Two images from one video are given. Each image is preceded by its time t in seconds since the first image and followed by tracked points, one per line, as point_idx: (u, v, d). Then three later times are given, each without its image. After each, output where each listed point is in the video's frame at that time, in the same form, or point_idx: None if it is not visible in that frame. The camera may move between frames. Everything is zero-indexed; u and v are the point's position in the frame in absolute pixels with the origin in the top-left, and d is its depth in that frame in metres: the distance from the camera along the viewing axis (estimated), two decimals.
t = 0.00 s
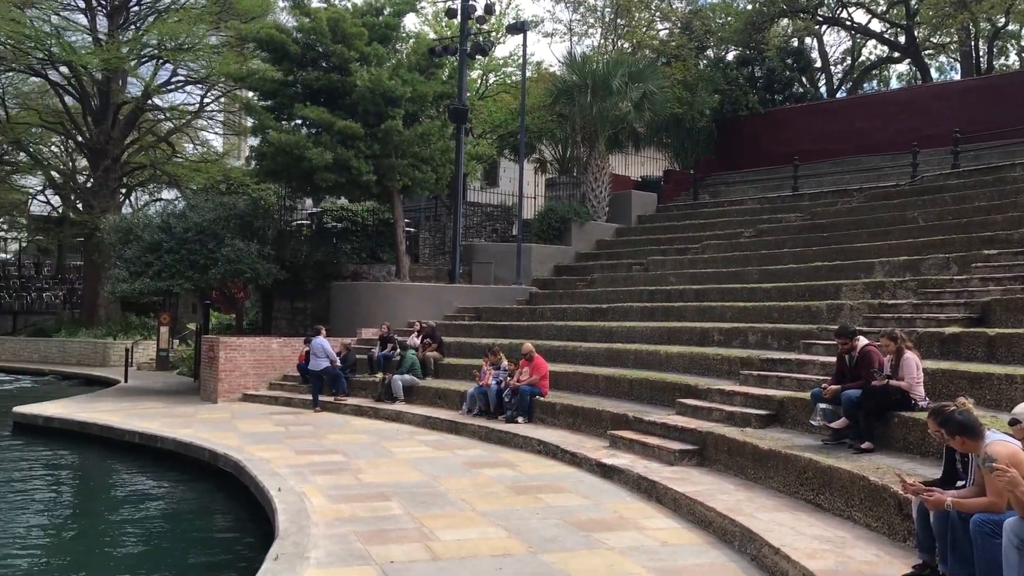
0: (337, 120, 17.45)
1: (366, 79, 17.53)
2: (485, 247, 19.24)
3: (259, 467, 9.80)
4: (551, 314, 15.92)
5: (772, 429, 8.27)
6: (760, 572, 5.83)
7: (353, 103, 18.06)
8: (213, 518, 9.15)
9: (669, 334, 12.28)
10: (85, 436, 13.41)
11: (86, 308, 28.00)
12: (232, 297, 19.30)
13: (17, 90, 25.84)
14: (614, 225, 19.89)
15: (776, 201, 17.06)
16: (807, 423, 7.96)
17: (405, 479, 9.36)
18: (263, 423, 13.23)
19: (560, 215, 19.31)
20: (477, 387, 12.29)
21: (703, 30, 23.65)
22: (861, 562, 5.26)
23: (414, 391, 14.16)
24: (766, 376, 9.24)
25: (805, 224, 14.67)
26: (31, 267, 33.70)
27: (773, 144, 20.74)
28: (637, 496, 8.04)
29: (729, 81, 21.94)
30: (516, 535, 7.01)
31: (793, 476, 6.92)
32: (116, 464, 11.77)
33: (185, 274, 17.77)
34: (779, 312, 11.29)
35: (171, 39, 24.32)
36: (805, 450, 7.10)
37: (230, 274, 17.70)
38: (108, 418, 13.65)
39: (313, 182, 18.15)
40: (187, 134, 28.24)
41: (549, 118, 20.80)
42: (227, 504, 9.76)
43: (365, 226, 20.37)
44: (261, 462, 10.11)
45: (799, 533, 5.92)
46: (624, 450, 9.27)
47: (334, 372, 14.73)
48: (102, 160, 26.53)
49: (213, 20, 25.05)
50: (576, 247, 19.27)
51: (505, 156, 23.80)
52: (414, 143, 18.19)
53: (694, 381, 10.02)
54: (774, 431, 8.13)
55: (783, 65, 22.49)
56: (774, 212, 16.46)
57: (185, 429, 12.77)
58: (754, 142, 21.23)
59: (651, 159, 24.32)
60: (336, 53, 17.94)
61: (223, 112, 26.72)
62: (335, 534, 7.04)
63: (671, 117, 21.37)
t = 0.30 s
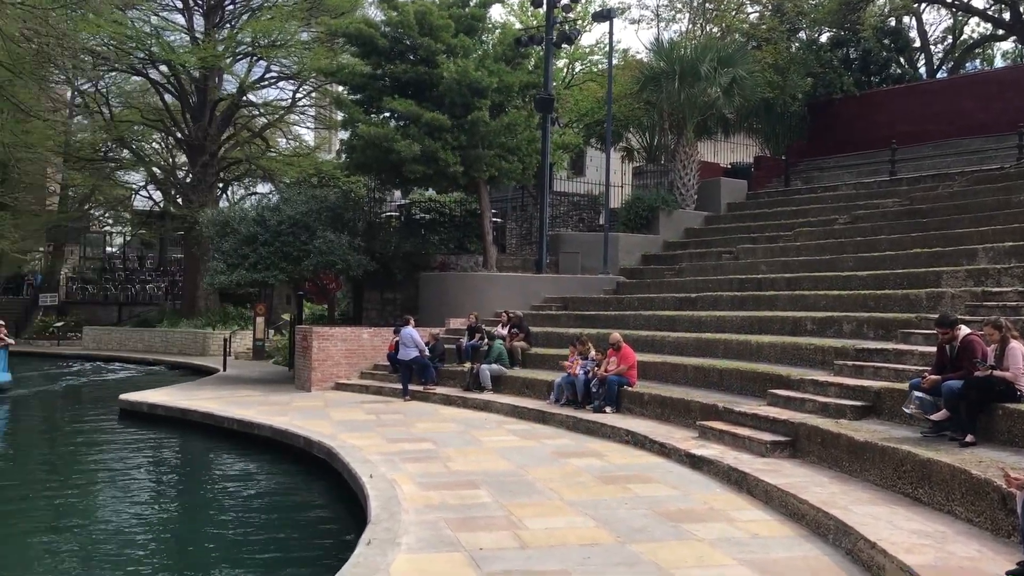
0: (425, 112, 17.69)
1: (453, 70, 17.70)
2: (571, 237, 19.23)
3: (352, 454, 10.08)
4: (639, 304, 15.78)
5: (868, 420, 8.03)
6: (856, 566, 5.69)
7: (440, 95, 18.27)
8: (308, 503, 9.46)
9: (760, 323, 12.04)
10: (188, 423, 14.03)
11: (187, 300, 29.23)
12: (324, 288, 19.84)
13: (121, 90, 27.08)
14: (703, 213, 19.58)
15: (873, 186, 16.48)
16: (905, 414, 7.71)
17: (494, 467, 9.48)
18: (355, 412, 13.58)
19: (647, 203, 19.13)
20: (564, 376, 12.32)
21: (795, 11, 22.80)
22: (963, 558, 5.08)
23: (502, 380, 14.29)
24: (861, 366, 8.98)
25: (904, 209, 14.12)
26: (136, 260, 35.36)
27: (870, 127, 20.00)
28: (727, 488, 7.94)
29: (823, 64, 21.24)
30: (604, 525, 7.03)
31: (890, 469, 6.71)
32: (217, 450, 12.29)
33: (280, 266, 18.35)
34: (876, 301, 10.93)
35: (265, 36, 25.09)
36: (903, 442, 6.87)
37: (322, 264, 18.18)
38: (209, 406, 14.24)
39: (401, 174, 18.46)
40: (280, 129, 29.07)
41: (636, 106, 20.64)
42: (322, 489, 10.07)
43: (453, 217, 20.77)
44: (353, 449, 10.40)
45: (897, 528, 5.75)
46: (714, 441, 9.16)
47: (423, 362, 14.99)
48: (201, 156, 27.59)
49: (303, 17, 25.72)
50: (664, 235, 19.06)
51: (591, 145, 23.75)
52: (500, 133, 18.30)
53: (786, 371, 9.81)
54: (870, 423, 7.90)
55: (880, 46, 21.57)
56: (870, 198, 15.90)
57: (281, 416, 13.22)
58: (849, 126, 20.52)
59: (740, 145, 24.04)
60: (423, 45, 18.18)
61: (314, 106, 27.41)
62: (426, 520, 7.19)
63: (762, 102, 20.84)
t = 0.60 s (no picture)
0: (520, 104, 17.79)
1: (547, 61, 17.73)
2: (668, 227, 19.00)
3: (450, 443, 10.29)
4: (738, 294, 15.43)
5: (981, 413, 7.69)
6: (968, 564, 5.48)
7: (535, 86, 18.34)
8: (409, 491, 9.71)
9: (865, 313, 11.66)
10: (295, 412, 14.58)
11: (291, 293, 30.31)
12: (422, 280, 20.23)
13: (228, 90, 28.22)
14: (805, 200, 19.04)
15: (987, 169, 15.68)
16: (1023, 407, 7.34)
17: (590, 458, 9.51)
18: (453, 402, 13.83)
19: (746, 191, 18.74)
20: (662, 367, 12.22)
21: None
22: None
23: (598, 371, 14.28)
24: (974, 358, 8.59)
25: (1021, 193, 13.38)
26: (243, 254, 36.82)
27: (984, 108, 18.97)
28: (831, 482, 7.75)
29: (932, 44, 20.60)
30: (703, 517, 6.97)
31: (1005, 464, 6.41)
32: (322, 438, 12.73)
33: (379, 258, 18.80)
34: (989, 289, 10.43)
35: (363, 34, 25.72)
36: (1020, 436, 6.56)
37: (420, 257, 18.54)
38: (313, 396, 14.77)
39: (497, 166, 18.62)
40: (379, 125, 29.73)
41: (732, 92, 20.35)
42: (422, 478, 10.32)
43: (548, 208, 20.58)
44: (452, 439, 10.60)
45: (1013, 524, 5.51)
46: (817, 434, 8.94)
47: (520, 352, 15.12)
48: (303, 152, 28.48)
49: (401, 14, 26.23)
50: (764, 224, 18.63)
51: (688, 134, 23.43)
52: (596, 123, 18.24)
53: (893, 362, 9.48)
54: (983, 416, 7.56)
55: (994, 23, 20.42)
56: (983, 181, 15.13)
57: (382, 406, 13.58)
58: (962, 107, 19.52)
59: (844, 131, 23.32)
60: (518, 37, 18.28)
61: (411, 101, 27.95)
62: (523, 510, 7.30)
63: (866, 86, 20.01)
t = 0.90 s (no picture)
0: (615, 95, 17.66)
1: (643, 51, 17.56)
2: (768, 216, 18.55)
3: (547, 435, 10.38)
4: (842, 285, 14.90)
5: None
6: None
7: (630, 77, 18.19)
8: (506, 481, 9.84)
9: (979, 304, 11.13)
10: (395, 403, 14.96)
11: (390, 287, 30.98)
12: (518, 272, 20.37)
13: (328, 89, 29.04)
14: (915, 187, 18.28)
15: None
16: None
17: (688, 451, 9.43)
18: (549, 394, 13.91)
19: (850, 178, 18.15)
20: (762, 360, 11.97)
21: None
22: None
23: (696, 364, 14.10)
24: None
25: None
26: (344, 249, 37.83)
27: None
28: (942, 479, 7.46)
29: None
30: (805, 513, 6.84)
31: None
32: (421, 429, 13.02)
33: (475, 252, 19.03)
34: None
35: (459, 29, 26.03)
36: None
37: (516, 250, 18.68)
38: (412, 388, 15.12)
39: (592, 158, 18.55)
40: (475, 119, 30.04)
41: (836, 76, 19.94)
42: (519, 469, 10.45)
43: (645, 199, 20.58)
44: (548, 431, 10.69)
45: None
46: (926, 429, 8.61)
47: (616, 345, 15.07)
48: (401, 148, 29.05)
49: (496, 8, 26.38)
50: (869, 212, 17.98)
51: (790, 121, 22.79)
52: (693, 113, 17.97)
53: (1010, 355, 9.03)
54: None
55: None
56: None
57: (480, 397, 13.77)
58: None
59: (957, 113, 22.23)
60: (613, 28, 18.17)
61: (506, 95, 28.13)
62: (620, 502, 7.31)
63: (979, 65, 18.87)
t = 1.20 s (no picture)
0: (699, 81, 17.41)
1: (726, 35, 17.23)
2: (857, 202, 18.02)
3: (629, 425, 10.38)
4: (937, 272, 14.40)
5: None
6: None
7: (714, 61, 17.91)
8: (588, 470, 9.89)
9: None
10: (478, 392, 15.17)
11: (473, 276, 31.33)
12: (600, 261, 20.33)
13: (411, 81, 29.47)
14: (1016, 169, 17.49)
15: None
16: None
17: (774, 441, 9.30)
18: (632, 383, 13.88)
19: (945, 161, 17.53)
20: (851, 349, 11.68)
21: None
22: None
23: (782, 353, 13.85)
24: None
25: None
26: (426, 239, 38.38)
27: None
28: None
29: None
30: (896, 505, 6.69)
31: None
32: (504, 417, 13.18)
33: (557, 241, 19.07)
34: None
35: (540, 18, 26.05)
36: None
37: (597, 239, 18.65)
38: (495, 376, 15.29)
39: (674, 145, 18.34)
40: (556, 108, 30.03)
41: (930, 56, 19.24)
42: (602, 457, 10.49)
43: (729, 185, 20.28)
44: (630, 420, 10.69)
45: None
46: None
47: (700, 334, 14.92)
48: (483, 138, 29.46)
49: None
50: (966, 196, 17.31)
51: (881, 103, 22.07)
52: (778, 97, 17.58)
53: None
54: None
55: None
56: None
57: (562, 387, 13.86)
58: None
59: None
60: (695, 12, 17.89)
61: (588, 82, 28.04)
62: (704, 492, 7.29)
63: None
